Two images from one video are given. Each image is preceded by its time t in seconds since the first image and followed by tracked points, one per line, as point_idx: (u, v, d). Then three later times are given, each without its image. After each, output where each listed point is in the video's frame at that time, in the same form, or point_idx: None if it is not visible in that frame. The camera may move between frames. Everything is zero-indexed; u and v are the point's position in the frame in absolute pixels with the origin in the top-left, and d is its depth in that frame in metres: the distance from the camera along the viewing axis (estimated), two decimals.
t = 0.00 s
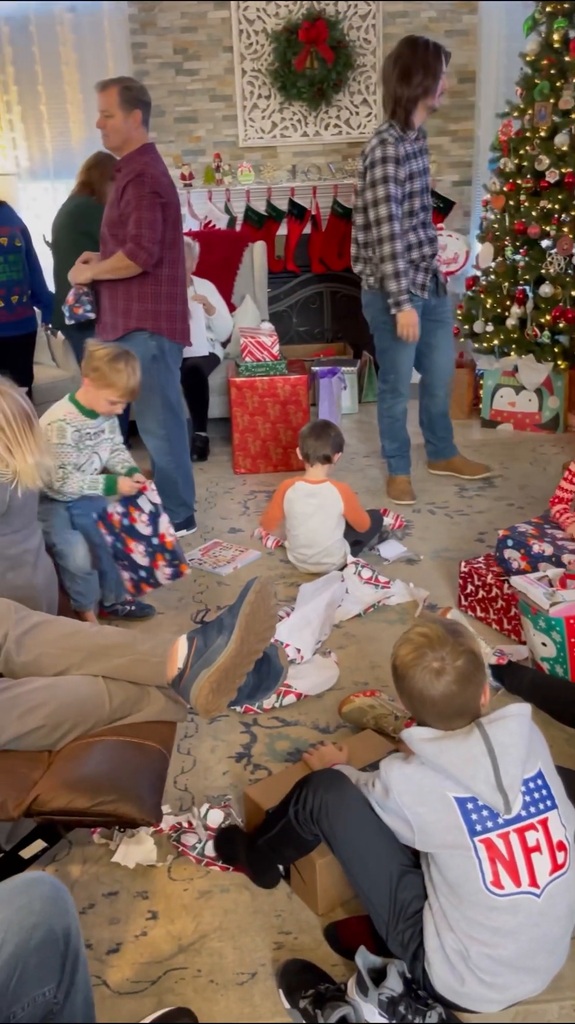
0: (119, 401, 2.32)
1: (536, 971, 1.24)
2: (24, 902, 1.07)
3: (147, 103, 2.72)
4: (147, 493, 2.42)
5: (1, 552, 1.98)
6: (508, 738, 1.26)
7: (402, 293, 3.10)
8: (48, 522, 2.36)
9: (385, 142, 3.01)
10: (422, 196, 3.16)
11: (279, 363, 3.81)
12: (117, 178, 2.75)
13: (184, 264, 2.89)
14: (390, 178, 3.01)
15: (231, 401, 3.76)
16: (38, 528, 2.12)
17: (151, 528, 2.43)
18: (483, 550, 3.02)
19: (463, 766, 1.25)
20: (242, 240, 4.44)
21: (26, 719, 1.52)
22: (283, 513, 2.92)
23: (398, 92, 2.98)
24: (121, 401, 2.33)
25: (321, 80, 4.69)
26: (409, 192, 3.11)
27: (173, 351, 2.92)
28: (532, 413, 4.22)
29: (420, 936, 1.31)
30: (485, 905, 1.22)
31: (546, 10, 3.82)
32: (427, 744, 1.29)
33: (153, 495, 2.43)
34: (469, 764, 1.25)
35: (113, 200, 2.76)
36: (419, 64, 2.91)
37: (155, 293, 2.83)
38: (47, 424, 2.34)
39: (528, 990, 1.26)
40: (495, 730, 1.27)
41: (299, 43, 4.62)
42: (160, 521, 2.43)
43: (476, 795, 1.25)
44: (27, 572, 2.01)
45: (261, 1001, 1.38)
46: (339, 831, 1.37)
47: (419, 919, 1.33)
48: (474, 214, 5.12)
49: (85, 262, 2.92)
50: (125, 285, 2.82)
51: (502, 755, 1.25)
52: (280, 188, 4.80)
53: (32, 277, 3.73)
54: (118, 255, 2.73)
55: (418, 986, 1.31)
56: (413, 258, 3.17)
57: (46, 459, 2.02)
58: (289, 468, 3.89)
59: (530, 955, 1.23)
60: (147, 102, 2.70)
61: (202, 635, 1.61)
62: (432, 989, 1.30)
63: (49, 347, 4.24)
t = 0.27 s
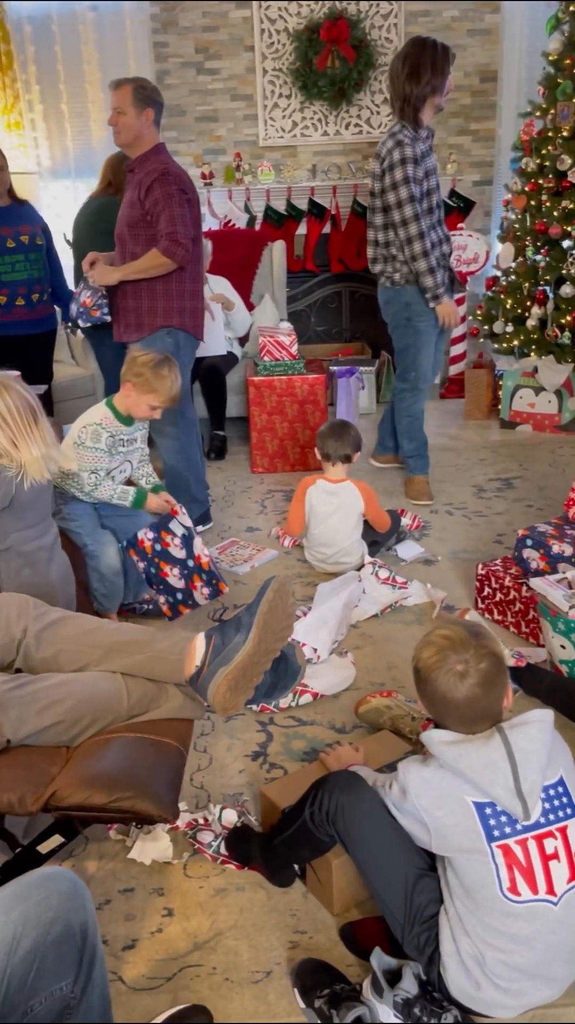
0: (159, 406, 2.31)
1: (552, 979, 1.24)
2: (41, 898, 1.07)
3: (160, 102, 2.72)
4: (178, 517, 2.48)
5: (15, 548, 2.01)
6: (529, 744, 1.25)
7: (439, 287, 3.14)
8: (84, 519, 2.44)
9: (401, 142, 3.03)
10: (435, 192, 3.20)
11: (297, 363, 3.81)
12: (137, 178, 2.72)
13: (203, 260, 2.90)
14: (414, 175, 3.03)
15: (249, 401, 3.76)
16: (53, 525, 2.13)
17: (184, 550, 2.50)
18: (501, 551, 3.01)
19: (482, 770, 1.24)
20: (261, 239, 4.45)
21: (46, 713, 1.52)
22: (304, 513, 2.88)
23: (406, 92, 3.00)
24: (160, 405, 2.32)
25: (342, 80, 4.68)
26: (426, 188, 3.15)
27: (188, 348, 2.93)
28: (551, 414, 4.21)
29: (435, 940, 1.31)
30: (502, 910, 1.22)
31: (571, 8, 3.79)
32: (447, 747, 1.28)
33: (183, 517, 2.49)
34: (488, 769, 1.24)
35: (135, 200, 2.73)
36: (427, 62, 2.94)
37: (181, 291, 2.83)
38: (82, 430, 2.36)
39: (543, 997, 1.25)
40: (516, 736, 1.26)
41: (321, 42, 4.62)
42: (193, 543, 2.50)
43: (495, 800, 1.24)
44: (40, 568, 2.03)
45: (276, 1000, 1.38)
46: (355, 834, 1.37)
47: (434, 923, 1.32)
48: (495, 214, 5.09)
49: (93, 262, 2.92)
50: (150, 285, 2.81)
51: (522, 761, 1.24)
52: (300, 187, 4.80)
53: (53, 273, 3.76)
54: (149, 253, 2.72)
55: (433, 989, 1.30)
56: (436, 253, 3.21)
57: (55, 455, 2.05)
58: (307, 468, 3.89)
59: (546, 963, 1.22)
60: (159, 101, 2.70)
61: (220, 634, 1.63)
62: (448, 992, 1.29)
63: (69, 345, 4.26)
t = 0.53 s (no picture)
0: (188, 413, 2.26)
1: (566, 977, 1.23)
2: (59, 892, 1.08)
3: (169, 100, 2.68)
4: (189, 533, 2.53)
5: (26, 540, 2.02)
6: (549, 739, 1.25)
7: (445, 288, 3.18)
8: (104, 519, 2.38)
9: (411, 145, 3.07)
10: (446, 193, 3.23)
11: (315, 362, 3.81)
12: (148, 179, 2.70)
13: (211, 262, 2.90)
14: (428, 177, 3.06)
15: (267, 400, 3.76)
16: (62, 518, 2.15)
17: (188, 562, 2.54)
18: (519, 553, 2.99)
19: (501, 763, 1.24)
20: (280, 238, 4.45)
21: (65, 708, 1.52)
22: (321, 513, 2.89)
23: (414, 95, 3.02)
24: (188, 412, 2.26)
25: (362, 79, 4.68)
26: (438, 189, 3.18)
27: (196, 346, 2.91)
28: (571, 414, 4.13)
29: (450, 939, 1.30)
30: (518, 905, 1.21)
31: None
32: (466, 739, 1.27)
33: (195, 533, 2.53)
34: (508, 761, 1.24)
35: (146, 202, 2.71)
36: (434, 66, 2.97)
37: (191, 294, 2.82)
38: (108, 435, 2.30)
39: (557, 996, 1.25)
40: (536, 730, 1.26)
41: (342, 42, 4.62)
42: (198, 559, 2.53)
43: (513, 794, 1.24)
44: (50, 559, 2.05)
45: (291, 998, 1.38)
46: (371, 834, 1.37)
47: (449, 922, 1.32)
48: (516, 214, 5.06)
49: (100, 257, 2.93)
50: (161, 287, 2.79)
51: (543, 754, 1.23)
52: (319, 186, 4.78)
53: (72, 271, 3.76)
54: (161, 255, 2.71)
55: (448, 988, 1.30)
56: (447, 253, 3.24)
57: (53, 445, 2.04)
58: (324, 467, 3.89)
59: (561, 961, 1.22)
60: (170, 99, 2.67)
61: (238, 630, 1.63)
62: (463, 993, 1.28)
63: (89, 343, 4.28)
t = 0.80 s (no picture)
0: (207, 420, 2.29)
1: None
2: (79, 887, 1.08)
3: (178, 98, 2.65)
4: (199, 547, 2.51)
5: (45, 533, 2.04)
6: None
7: (463, 281, 3.17)
8: (121, 520, 2.40)
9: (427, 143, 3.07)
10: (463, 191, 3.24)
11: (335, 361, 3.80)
12: (159, 179, 2.68)
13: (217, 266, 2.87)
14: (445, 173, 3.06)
15: (286, 399, 3.76)
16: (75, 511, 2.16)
17: (199, 575, 2.53)
18: (539, 554, 2.97)
19: (538, 752, 1.22)
20: (301, 237, 4.44)
21: (84, 705, 1.53)
22: (340, 513, 2.88)
23: (429, 95, 3.03)
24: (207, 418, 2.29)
25: (384, 77, 4.66)
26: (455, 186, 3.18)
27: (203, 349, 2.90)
28: None
29: (472, 941, 1.30)
30: (545, 900, 1.21)
31: None
32: (501, 728, 1.26)
33: (204, 547, 2.52)
34: (546, 751, 1.22)
35: (155, 202, 2.69)
36: (449, 65, 2.98)
37: (196, 298, 2.80)
38: (128, 440, 2.32)
39: None
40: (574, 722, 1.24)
41: (364, 40, 4.60)
42: (209, 571, 2.53)
43: (548, 785, 1.22)
44: (68, 552, 2.05)
45: (307, 997, 1.38)
46: (376, 849, 1.36)
47: (469, 926, 1.31)
48: (537, 213, 5.03)
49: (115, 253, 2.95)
50: (165, 289, 2.79)
51: None
52: (340, 185, 4.80)
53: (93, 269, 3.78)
54: (162, 254, 2.68)
55: (467, 990, 1.29)
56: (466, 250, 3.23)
57: (59, 436, 2.07)
58: (343, 467, 3.88)
59: None
60: (180, 97, 2.63)
61: (257, 628, 1.64)
62: (483, 994, 1.28)
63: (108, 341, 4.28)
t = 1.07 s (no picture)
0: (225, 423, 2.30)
1: None
2: (98, 881, 1.09)
3: (201, 96, 2.65)
4: (224, 545, 2.51)
5: (65, 528, 2.05)
6: None
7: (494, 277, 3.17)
8: (138, 519, 2.39)
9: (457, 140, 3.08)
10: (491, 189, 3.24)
11: (354, 360, 3.79)
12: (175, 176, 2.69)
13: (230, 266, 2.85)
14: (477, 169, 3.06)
15: (304, 397, 3.75)
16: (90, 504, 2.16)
17: (222, 573, 2.53)
18: (558, 556, 2.95)
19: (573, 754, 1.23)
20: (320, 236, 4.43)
21: (102, 700, 1.53)
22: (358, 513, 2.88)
23: (458, 93, 3.04)
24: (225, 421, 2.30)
25: (405, 76, 4.65)
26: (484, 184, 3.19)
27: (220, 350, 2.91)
28: None
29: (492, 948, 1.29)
30: None
31: None
32: (537, 731, 1.27)
33: (229, 545, 2.53)
34: None
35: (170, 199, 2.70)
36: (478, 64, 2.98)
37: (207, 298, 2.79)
38: (143, 439, 2.32)
39: None
40: None
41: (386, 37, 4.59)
42: (232, 570, 2.53)
43: None
44: (87, 546, 2.06)
45: (323, 996, 1.38)
46: (388, 862, 1.35)
47: (488, 933, 1.31)
48: (558, 212, 5.00)
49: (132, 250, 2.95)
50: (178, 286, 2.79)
51: None
52: (360, 185, 4.79)
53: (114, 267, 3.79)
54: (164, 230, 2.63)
55: (482, 995, 1.29)
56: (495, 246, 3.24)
57: (68, 431, 2.07)
58: (361, 466, 3.88)
59: None
60: (203, 94, 2.63)
61: (274, 627, 1.63)
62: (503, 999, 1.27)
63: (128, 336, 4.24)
